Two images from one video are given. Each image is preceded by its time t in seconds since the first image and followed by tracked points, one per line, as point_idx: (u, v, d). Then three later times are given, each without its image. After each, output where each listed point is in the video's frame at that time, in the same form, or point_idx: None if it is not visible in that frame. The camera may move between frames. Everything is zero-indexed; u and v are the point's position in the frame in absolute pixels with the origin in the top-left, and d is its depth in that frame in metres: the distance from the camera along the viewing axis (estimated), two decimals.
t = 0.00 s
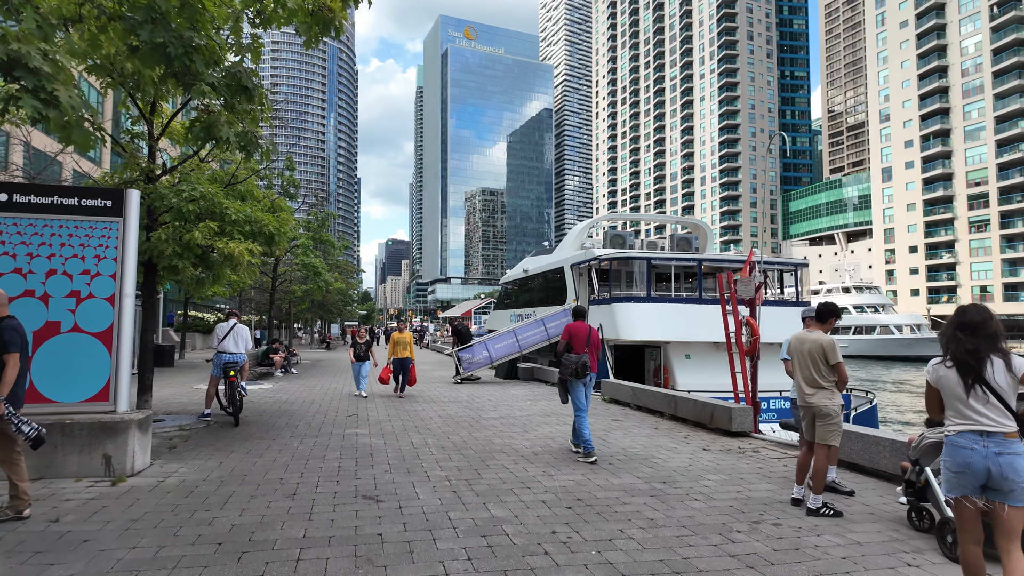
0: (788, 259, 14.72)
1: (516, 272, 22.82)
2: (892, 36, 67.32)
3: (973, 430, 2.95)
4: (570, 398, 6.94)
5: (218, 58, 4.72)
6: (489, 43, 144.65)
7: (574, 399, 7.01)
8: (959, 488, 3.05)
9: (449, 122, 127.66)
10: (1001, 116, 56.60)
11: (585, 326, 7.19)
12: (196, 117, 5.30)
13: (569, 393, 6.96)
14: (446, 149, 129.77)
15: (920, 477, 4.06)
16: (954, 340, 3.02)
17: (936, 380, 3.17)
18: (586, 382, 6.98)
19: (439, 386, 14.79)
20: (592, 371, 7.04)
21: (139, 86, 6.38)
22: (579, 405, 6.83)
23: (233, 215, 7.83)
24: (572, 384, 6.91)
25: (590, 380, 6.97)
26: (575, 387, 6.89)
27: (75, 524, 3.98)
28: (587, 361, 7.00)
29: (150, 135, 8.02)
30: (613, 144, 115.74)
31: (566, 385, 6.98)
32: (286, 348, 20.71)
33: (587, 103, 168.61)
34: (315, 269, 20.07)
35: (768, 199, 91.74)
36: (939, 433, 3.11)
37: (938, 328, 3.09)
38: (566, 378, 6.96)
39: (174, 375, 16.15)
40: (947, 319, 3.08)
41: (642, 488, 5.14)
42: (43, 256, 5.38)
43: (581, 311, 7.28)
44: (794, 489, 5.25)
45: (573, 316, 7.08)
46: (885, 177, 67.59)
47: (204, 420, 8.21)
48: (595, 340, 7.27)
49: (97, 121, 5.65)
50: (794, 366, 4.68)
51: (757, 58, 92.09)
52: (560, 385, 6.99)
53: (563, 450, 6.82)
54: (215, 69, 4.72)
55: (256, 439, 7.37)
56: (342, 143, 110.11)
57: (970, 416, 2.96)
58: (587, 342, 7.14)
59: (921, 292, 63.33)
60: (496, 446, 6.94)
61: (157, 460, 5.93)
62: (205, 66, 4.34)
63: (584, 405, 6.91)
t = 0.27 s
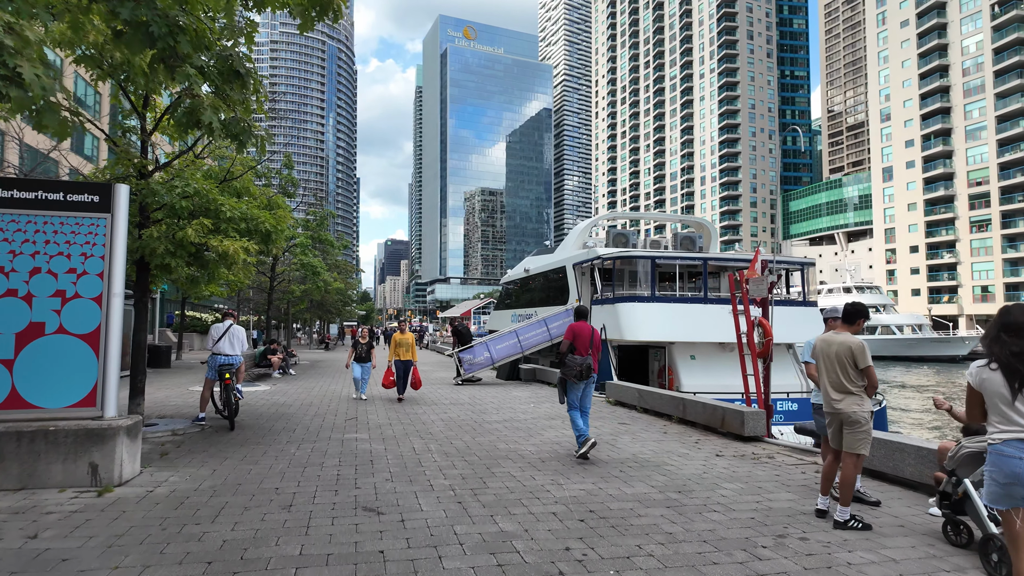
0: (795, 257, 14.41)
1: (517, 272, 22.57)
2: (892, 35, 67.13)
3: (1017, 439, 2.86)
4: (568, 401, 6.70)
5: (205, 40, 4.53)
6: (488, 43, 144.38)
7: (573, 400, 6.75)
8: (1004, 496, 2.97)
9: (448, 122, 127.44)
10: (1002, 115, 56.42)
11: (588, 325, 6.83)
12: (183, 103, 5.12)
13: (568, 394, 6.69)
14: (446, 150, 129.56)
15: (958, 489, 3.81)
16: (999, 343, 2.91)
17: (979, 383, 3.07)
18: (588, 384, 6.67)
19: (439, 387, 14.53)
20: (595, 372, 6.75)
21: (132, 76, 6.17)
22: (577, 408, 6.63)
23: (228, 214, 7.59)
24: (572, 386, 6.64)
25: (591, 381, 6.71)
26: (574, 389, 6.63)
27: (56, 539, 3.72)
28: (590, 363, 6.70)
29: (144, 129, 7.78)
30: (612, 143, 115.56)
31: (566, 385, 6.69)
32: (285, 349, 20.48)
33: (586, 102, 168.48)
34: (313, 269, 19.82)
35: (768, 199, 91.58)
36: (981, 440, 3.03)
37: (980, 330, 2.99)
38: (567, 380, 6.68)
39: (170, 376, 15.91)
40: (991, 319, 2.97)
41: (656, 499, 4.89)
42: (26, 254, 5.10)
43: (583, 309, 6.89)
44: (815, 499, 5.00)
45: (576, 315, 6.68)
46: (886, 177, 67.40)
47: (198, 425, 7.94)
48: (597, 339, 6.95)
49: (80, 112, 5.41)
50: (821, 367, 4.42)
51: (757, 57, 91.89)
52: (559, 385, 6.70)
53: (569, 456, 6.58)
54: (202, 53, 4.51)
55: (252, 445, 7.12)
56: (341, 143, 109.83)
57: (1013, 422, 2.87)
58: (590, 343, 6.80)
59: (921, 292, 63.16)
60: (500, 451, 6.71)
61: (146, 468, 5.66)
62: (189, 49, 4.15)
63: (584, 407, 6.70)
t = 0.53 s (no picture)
0: (797, 256, 14.19)
1: (515, 272, 22.34)
2: (889, 35, 67.13)
3: None
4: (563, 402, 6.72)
5: (188, 24, 4.41)
6: (485, 42, 144.00)
7: (566, 402, 6.77)
8: None
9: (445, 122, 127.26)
10: (998, 116, 56.44)
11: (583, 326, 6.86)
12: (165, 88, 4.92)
13: (563, 395, 6.72)
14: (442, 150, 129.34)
15: (991, 501, 3.60)
16: None
17: None
18: (584, 385, 6.68)
19: (435, 388, 14.28)
20: (592, 373, 6.76)
21: (118, 65, 5.87)
22: (574, 408, 6.65)
23: (217, 211, 7.30)
24: (568, 386, 6.64)
25: (588, 382, 6.72)
26: (569, 389, 6.65)
27: (25, 559, 3.46)
28: (586, 363, 6.74)
29: (130, 122, 7.51)
30: (609, 143, 115.56)
31: (561, 386, 6.72)
32: (280, 350, 20.18)
33: (583, 103, 168.26)
34: (309, 269, 19.53)
35: (764, 199, 91.66)
36: None
37: None
38: (562, 380, 6.68)
39: (161, 378, 15.61)
40: None
41: (668, 509, 4.65)
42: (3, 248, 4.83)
43: (578, 310, 6.93)
44: (832, 507, 4.78)
45: (570, 316, 6.74)
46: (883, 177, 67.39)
47: (188, 429, 7.69)
48: (592, 340, 6.97)
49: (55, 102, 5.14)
50: (843, 374, 4.18)
51: (754, 57, 91.96)
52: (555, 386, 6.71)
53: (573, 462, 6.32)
54: (182, 34, 4.36)
55: (243, 450, 6.84)
56: (338, 143, 109.52)
57: None
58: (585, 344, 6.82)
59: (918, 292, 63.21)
60: (502, 457, 6.46)
61: (131, 475, 5.40)
62: (167, 29, 3.99)
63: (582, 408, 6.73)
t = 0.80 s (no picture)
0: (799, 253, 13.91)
1: (512, 269, 22.02)
2: (885, 34, 67.11)
3: None
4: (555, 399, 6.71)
5: None
6: (480, 41, 143.52)
7: (558, 400, 6.83)
8: None
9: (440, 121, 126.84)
10: (994, 115, 56.49)
11: (573, 326, 6.89)
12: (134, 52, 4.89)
13: (554, 392, 6.76)
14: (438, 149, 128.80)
15: None
16: None
17: None
18: (574, 382, 6.77)
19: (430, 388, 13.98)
20: (580, 370, 6.81)
21: (96, 46, 5.55)
22: (566, 405, 6.68)
23: (202, 201, 6.97)
24: (557, 383, 6.72)
25: (578, 379, 6.77)
26: (559, 387, 6.71)
27: None
28: (574, 361, 6.77)
29: (113, 110, 7.24)
30: (605, 142, 115.28)
31: (550, 383, 6.80)
32: (273, 348, 19.80)
33: (579, 102, 168.05)
34: (302, 266, 19.13)
35: (760, 198, 91.67)
36: None
37: None
38: (551, 378, 6.74)
39: (148, 377, 15.21)
40: None
41: (679, 513, 4.38)
42: None
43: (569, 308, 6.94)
44: (850, 511, 4.53)
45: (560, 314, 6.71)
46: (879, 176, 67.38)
47: (174, 429, 7.39)
48: (583, 337, 6.97)
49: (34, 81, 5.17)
50: (866, 371, 3.93)
51: (750, 57, 91.87)
52: (545, 384, 6.77)
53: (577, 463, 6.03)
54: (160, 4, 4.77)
55: (229, 451, 6.52)
56: (332, 142, 108.98)
57: None
58: (576, 342, 6.87)
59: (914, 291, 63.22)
60: (502, 458, 6.17)
61: (109, 480, 5.09)
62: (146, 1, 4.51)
63: (574, 404, 6.74)
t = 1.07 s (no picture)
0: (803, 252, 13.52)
1: (511, 269, 21.76)
2: (884, 34, 66.94)
3: None
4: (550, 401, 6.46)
5: None
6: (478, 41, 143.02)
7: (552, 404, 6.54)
8: None
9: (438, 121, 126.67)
10: (993, 114, 56.35)
11: (567, 323, 6.64)
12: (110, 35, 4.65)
13: (549, 395, 6.46)
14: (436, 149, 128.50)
15: None
16: None
17: None
18: (568, 384, 6.46)
19: (428, 391, 13.70)
20: (574, 372, 6.51)
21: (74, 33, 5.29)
22: (557, 408, 6.39)
23: (190, 197, 6.68)
24: (553, 385, 6.41)
25: (572, 381, 6.49)
26: (553, 389, 6.40)
27: None
28: (568, 361, 6.47)
29: (97, 104, 6.95)
30: (604, 142, 115.18)
31: (546, 387, 6.48)
32: (269, 350, 19.46)
33: (577, 101, 167.73)
34: (298, 266, 18.78)
35: (759, 198, 91.61)
36: None
37: None
38: (546, 381, 6.46)
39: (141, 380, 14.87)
40: None
41: (694, 530, 4.14)
42: None
43: (563, 307, 6.72)
44: (877, 527, 4.25)
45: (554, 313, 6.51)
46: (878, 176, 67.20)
47: (161, 436, 7.07)
48: (579, 338, 6.70)
49: None
50: (898, 379, 3.65)
51: (749, 56, 91.74)
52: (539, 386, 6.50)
53: (584, 472, 5.75)
54: None
55: (218, 460, 6.23)
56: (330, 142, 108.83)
57: None
58: (570, 341, 6.59)
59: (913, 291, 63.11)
60: (506, 467, 5.90)
61: (88, 493, 4.80)
62: None
63: (565, 408, 6.46)
